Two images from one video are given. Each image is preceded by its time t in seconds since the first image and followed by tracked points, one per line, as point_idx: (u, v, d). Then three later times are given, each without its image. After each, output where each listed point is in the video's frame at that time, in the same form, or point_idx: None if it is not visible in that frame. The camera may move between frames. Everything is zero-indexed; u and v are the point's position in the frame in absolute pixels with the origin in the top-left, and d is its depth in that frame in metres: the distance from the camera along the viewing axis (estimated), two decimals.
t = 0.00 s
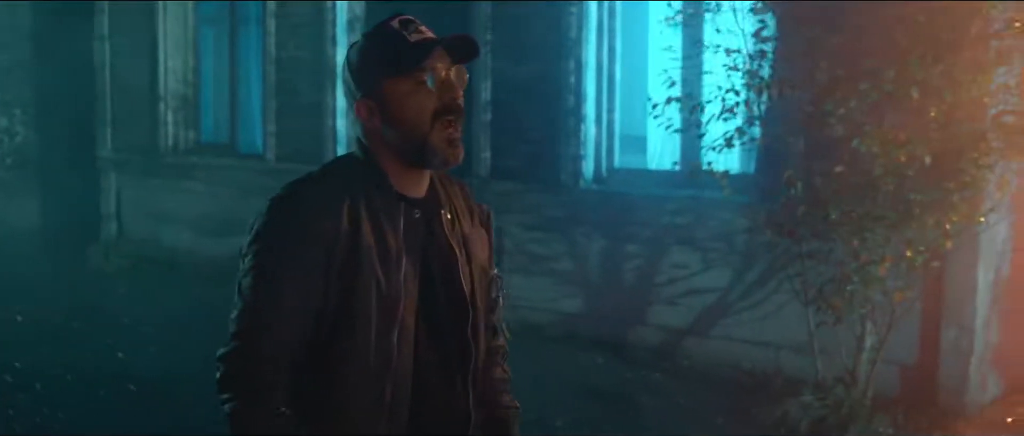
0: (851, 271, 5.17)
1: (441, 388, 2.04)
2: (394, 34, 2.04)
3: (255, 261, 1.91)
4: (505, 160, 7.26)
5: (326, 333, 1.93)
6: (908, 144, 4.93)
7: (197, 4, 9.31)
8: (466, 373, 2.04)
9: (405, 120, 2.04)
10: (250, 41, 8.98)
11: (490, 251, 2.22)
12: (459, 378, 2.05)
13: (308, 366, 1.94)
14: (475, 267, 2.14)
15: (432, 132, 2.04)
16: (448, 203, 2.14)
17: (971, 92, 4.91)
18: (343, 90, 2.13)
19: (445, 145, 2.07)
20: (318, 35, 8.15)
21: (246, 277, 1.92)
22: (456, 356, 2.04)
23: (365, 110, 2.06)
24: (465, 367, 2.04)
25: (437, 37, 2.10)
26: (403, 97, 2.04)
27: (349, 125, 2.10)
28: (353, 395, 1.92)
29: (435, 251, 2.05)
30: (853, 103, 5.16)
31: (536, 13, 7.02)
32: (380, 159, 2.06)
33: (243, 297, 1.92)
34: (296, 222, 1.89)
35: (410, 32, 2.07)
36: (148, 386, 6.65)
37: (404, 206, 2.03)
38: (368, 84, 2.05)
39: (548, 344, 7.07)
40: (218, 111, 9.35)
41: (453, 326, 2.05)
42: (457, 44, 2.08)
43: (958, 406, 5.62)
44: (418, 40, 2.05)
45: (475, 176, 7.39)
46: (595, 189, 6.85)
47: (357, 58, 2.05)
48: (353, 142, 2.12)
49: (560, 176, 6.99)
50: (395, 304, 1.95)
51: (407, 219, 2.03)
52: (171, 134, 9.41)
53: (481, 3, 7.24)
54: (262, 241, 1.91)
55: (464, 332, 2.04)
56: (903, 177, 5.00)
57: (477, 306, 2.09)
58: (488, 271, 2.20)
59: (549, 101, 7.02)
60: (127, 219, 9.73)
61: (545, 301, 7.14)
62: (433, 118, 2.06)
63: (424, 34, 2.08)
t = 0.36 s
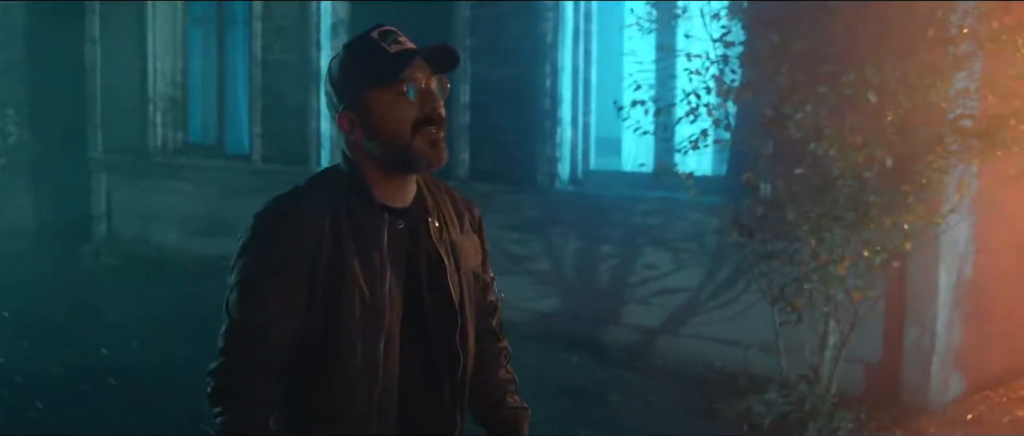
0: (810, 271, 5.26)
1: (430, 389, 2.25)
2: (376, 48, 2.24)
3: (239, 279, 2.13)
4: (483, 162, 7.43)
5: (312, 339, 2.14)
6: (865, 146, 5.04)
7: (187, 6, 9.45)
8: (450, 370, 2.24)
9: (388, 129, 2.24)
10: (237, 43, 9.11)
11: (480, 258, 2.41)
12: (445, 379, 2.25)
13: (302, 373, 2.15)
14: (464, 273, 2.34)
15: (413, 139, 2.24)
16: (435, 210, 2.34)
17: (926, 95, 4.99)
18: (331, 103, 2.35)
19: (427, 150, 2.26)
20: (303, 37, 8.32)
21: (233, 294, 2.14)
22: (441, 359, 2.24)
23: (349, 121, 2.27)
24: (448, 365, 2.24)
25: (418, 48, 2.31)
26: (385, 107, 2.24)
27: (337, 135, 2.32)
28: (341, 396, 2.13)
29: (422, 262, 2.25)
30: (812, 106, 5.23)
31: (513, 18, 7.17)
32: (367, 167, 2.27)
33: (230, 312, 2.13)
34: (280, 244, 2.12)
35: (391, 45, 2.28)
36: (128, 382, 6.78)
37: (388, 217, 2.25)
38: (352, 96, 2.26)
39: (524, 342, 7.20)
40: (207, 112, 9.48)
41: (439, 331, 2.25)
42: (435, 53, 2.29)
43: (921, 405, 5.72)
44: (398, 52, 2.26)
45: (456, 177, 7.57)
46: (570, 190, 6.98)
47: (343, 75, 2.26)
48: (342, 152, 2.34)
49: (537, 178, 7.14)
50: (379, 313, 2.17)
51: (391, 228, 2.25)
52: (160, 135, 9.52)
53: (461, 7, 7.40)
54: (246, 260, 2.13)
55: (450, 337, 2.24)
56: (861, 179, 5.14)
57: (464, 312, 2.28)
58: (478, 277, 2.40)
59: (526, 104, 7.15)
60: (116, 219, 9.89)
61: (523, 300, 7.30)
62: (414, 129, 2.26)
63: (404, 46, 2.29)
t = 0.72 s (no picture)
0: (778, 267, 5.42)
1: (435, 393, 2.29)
2: (364, 51, 2.26)
3: (236, 296, 2.15)
4: (468, 160, 7.61)
5: (312, 352, 2.17)
6: (832, 146, 5.16)
7: (182, 6, 9.56)
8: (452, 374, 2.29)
9: (380, 131, 2.25)
10: (231, 44, 9.25)
11: (479, 259, 2.47)
12: (451, 383, 2.29)
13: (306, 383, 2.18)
14: (465, 275, 2.39)
15: (405, 140, 2.25)
16: (432, 212, 2.37)
17: (895, 95, 5.06)
18: (320, 111, 2.36)
19: (421, 150, 2.27)
20: (294, 37, 8.48)
21: (230, 311, 2.17)
22: (445, 363, 2.29)
23: (340, 127, 2.28)
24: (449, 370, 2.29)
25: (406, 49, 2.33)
26: (376, 110, 2.25)
27: (328, 142, 2.33)
28: (342, 409, 2.16)
29: (422, 268, 2.30)
30: (780, 106, 5.33)
31: (498, 19, 7.34)
32: (361, 172, 2.28)
33: (229, 329, 2.16)
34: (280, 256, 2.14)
35: (379, 46, 2.29)
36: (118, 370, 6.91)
37: (385, 224, 2.28)
38: (341, 101, 2.27)
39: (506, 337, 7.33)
40: (201, 112, 9.60)
41: (441, 336, 2.30)
42: (425, 52, 2.31)
43: (892, 400, 5.85)
44: (386, 53, 2.28)
45: (443, 175, 7.71)
46: (553, 188, 7.13)
47: (333, 78, 2.27)
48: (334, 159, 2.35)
49: (521, 175, 7.33)
50: (382, 321, 2.20)
51: (387, 235, 2.28)
52: (156, 133, 9.70)
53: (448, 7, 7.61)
54: (242, 276, 2.15)
55: (455, 341, 2.30)
56: (830, 178, 5.27)
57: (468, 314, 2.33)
58: (477, 278, 2.45)
59: (510, 103, 7.34)
60: (112, 215, 10.08)
61: (506, 296, 7.43)
62: (407, 131, 2.27)
63: (392, 48, 2.31)
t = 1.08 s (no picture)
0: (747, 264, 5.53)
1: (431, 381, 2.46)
2: (363, 39, 2.40)
3: (237, 292, 2.29)
4: (454, 160, 7.72)
5: (315, 343, 2.32)
6: (800, 146, 5.28)
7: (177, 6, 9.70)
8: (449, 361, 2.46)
9: (379, 120, 2.40)
10: (225, 44, 9.38)
11: (473, 247, 2.62)
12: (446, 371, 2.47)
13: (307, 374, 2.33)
14: (463, 264, 2.54)
15: (405, 129, 2.41)
16: (429, 202, 2.52)
17: (860, 96, 5.21)
18: (318, 100, 2.51)
19: (420, 138, 2.43)
20: (286, 37, 8.60)
21: (231, 306, 2.31)
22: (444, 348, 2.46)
23: (340, 116, 2.43)
24: (446, 357, 2.46)
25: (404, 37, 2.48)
26: (375, 99, 2.40)
27: (327, 130, 2.49)
28: (345, 395, 2.31)
29: (421, 259, 2.46)
30: (747, 108, 5.46)
31: (484, 19, 7.42)
32: (361, 160, 2.44)
33: (230, 323, 2.30)
34: (281, 251, 2.28)
35: (377, 33, 2.43)
36: (106, 366, 7.02)
37: (386, 215, 2.43)
38: (340, 91, 2.42)
39: (490, 333, 7.46)
40: (195, 112, 9.73)
41: (441, 324, 2.46)
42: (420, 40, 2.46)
43: (864, 397, 5.94)
44: (385, 41, 2.42)
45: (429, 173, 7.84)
46: (536, 187, 7.23)
47: (331, 69, 2.42)
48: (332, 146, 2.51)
49: (504, 175, 7.42)
50: (381, 312, 2.36)
51: (387, 227, 2.43)
52: (150, 132, 9.83)
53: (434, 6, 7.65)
54: (244, 272, 2.29)
55: (452, 329, 2.47)
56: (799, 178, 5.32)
57: (466, 302, 2.48)
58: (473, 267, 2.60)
59: (495, 103, 7.42)
60: (107, 213, 10.22)
61: (490, 293, 7.55)
62: (407, 119, 2.42)
63: (389, 35, 2.45)
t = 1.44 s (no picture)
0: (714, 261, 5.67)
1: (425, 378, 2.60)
2: (365, 39, 2.49)
3: (240, 286, 2.33)
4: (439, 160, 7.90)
5: (315, 341, 2.36)
6: (769, 147, 5.36)
7: (170, 9, 9.86)
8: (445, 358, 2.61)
9: (380, 119, 2.49)
10: (216, 46, 9.52)
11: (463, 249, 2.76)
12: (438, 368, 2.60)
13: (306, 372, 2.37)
14: (456, 265, 2.68)
15: (407, 128, 2.49)
16: (423, 204, 2.65)
17: (826, 97, 5.33)
18: (319, 99, 2.60)
19: (421, 138, 2.51)
20: (274, 39, 8.76)
21: (233, 301, 2.34)
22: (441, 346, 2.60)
23: (340, 114, 2.52)
24: (442, 355, 2.61)
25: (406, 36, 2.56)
26: (376, 98, 2.49)
27: (326, 129, 2.57)
28: (345, 394, 2.36)
29: (417, 259, 2.59)
30: (713, 109, 5.56)
31: (467, 22, 7.58)
32: (361, 158, 2.52)
33: (232, 318, 2.34)
34: (284, 247, 2.33)
35: (380, 33, 2.52)
36: (94, 362, 7.19)
37: (384, 213, 2.52)
38: (342, 90, 2.50)
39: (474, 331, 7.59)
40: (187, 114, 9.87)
41: (437, 322, 2.60)
42: (422, 39, 2.55)
43: (835, 394, 6.02)
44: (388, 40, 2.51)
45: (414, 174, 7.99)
46: (516, 188, 7.36)
47: (333, 67, 2.51)
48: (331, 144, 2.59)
49: (486, 174, 7.58)
50: (381, 309, 2.43)
51: (387, 224, 2.53)
52: (143, 134, 9.98)
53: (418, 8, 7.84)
54: (246, 267, 2.33)
55: (444, 328, 2.61)
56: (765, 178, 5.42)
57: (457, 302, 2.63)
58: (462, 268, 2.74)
59: (477, 104, 7.58)
60: (102, 214, 10.36)
61: (474, 292, 7.68)
62: (409, 118, 2.51)
63: (391, 34, 2.54)
